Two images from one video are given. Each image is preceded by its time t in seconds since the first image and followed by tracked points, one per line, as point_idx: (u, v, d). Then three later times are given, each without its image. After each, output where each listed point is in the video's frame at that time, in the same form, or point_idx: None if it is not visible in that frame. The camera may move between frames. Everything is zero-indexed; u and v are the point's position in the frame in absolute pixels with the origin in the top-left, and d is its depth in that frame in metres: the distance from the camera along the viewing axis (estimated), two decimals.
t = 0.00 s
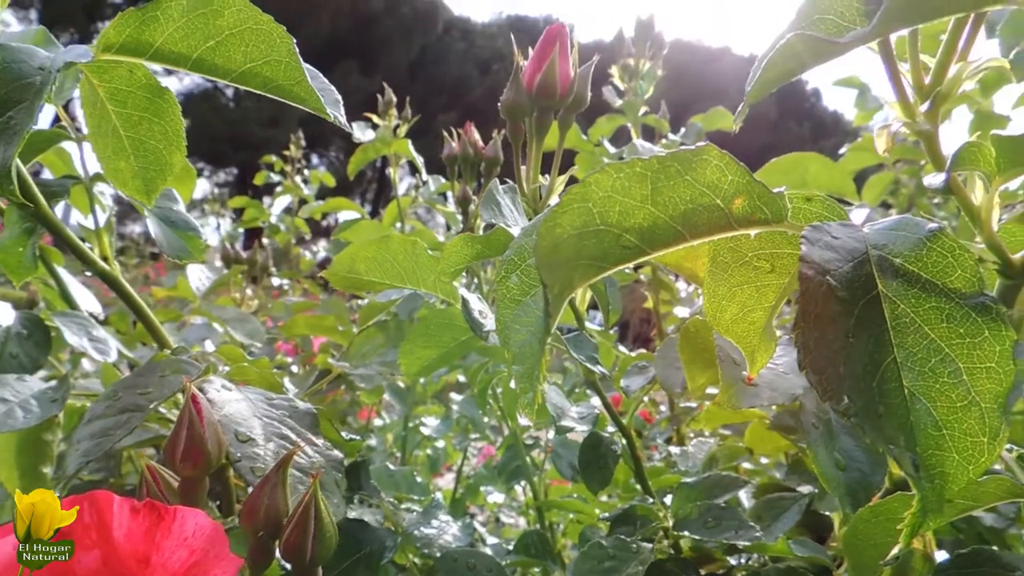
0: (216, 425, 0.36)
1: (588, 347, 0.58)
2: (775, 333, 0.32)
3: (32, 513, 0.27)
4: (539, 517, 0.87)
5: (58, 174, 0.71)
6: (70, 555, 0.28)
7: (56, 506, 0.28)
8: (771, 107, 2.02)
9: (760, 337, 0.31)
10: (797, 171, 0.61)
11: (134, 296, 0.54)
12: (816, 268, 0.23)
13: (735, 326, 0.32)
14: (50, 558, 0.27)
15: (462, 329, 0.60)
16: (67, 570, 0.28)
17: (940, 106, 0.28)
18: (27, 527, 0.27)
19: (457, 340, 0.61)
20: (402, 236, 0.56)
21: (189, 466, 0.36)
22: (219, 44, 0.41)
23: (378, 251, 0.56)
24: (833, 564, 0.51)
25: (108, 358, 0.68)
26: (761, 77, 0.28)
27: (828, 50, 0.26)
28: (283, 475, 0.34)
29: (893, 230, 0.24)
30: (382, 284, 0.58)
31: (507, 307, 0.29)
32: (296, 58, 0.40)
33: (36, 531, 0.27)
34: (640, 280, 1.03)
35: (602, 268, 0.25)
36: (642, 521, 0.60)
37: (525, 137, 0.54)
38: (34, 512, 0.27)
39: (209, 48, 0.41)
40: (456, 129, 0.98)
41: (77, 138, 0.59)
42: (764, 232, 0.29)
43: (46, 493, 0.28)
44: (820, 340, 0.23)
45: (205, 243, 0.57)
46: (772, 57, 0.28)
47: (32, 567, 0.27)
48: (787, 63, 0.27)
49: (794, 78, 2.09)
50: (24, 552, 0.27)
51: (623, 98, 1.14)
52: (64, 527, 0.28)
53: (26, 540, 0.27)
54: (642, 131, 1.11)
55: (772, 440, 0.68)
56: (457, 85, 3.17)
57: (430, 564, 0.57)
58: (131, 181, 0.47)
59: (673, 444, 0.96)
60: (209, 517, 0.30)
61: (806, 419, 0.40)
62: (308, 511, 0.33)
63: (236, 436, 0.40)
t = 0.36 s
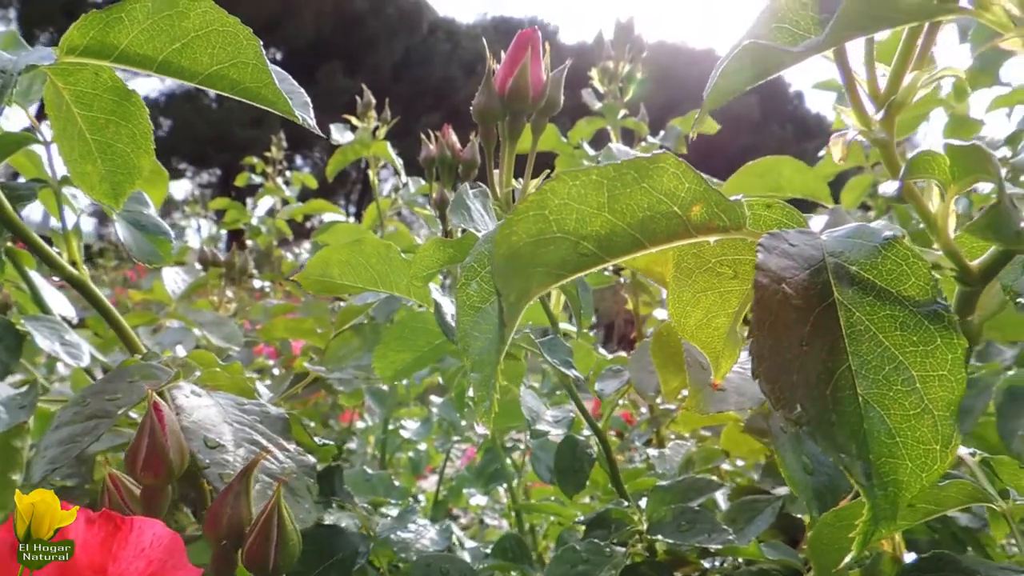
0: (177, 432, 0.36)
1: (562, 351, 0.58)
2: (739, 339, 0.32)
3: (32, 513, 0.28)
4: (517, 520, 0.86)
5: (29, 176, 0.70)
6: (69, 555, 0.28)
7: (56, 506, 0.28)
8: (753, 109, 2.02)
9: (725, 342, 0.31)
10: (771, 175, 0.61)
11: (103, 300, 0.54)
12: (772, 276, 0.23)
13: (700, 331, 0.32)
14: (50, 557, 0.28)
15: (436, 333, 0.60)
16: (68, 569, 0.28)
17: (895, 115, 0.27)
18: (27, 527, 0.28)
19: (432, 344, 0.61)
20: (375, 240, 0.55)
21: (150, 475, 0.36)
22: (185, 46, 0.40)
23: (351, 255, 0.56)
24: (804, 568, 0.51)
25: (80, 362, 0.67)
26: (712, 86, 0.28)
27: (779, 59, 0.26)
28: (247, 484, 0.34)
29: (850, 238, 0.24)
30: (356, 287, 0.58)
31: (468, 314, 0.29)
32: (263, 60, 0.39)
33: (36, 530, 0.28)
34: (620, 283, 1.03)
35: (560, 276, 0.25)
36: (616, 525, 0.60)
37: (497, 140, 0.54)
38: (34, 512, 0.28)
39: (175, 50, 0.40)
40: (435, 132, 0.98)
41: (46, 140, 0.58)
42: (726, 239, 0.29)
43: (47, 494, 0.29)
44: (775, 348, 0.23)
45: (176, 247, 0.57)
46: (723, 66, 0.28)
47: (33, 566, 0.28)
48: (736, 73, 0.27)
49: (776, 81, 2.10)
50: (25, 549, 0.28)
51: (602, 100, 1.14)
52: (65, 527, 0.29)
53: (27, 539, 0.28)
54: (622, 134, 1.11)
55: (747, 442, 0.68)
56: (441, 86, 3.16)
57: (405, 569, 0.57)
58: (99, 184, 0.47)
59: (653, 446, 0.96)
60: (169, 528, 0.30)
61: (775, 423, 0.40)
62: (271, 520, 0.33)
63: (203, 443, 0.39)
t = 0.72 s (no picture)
0: (142, 438, 0.36)
1: (537, 353, 0.59)
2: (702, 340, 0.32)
3: (32, 513, 0.28)
4: (497, 524, 0.86)
5: (0, 181, 0.69)
6: (69, 555, 0.28)
7: (56, 506, 0.29)
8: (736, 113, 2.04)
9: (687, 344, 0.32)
10: (744, 178, 0.62)
11: (73, 305, 0.54)
12: (723, 278, 0.23)
13: (663, 333, 0.32)
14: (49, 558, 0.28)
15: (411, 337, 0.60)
16: (67, 570, 0.28)
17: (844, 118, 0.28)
18: (27, 527, 0.28)
19: (407, 348, 0.61)
20: (348, 244, 0.55)
21: (114, 480, 0.36)
22: (150, 50, 0.40)
23: (324, 259, 0.56)
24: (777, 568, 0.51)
25: (52, 368, 0.66)
26: (662, 91, 0.28)
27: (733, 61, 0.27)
28: (211, 489, 0.34)
29: (802, 241, 0.25)
30: (328, 291, 0.58)
31: (426, 318, 0.28)
32: (228, 64, 0.39)
33: (36, 531, 0.28)
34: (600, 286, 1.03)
35: (515, 279, 0.25)
36: (591, 527, 0.60)
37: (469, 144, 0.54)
38: (34, 512, 0.28)
39: (141, 54, 0.40)
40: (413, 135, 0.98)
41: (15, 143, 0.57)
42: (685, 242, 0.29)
43: (46, 494, 0.29)
44: (725, 349, 0.23)
45: (146, 251, 0.56)
46: (673, 72, 0.28)
47: (33, 566, 0.28)
48: (686, 78, 0.27)
49: (758, 85, 2.11)
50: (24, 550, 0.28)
51: (581, 104, 1.14)
52: (64, 528, 0.29)
53: (26, 539, 0.28)
54: (602, 138, 1.11)
55: (722, 444, 0.68)
56: (427, 90, 3.16)
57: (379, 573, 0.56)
58: (65, 188, 0.47)
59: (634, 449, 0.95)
60: (129, 532, 0.29)
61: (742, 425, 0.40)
62: (234, 524, 0.33)
63: (171, 448, 0.39)
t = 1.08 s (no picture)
0: (117, 450, 0.36)
1: (519, 362, 0.59)
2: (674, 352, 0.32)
3: (33, 512, 0.29)
4: (483, 532, 0.86)
5: None
6: (68, 555, 0.29)
7: (55, 506, 0.30)
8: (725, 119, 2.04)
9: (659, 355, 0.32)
10: (726, 188, 0.62)
11: (54, 315, 0.54)
12: (686, 293, 0.24)
13: (634, 345, 0.32)
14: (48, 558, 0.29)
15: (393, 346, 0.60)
16: (60, 572, 0.30)
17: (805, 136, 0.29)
18: (28, 527, 0.30)
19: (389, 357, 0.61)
20: (330, 254, 0.55)
21: (88, 492, 0.36)
22: (129, 63, 0.40)
23: (306, 269, 0.56)
24: None
25: (35, 379, 0.66)
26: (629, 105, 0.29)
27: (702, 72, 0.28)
28: (187, 500, 0.34)
29: (765, 255, 0.25)
30: (311, 301, 0.58)
31: (396, 331, 0.29)
32: (207, 78, 0.40)
33: (36, 531, 0.30)
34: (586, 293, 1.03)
35: (482, 295, 0.26)
36: (573, 535, 0.60)
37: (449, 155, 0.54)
38: (34, 512, 0.30)
39: (120, 67, 0.40)
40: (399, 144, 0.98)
41: None
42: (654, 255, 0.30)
43: (45, 496, 0.30)
44: (688, 364, 0.23)
45: (128, 261, 0.56)
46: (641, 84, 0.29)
47: (32, 566, 0.29)
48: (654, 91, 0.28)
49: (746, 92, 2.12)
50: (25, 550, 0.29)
51: (568, 112, 1.15)
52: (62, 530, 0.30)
53: (27, 540, 0.30)
54: (589, 146, 1.12)
55: (705, 452, 0.69)
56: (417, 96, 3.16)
57: None
58: (44, 201, 0.45)
59: (621, 456, 0.96)
60: (102, 546, 0.30)
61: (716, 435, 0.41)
62: (210, 534, 0.33)
63: (151, 459, 0.39)
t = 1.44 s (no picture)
0: (89, 460, 0.36)
1: (499, 368, 0.59)
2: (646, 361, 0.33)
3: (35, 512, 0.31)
4: (464, 538, 0.86)
5: None
6: (68, 554, 0.30)
7: (55, 506, 0.31)
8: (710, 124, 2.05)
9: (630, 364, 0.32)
10: (704, 195, 0.63)
11: (29, 322, 0.53)
12: (651, 304, 0.24)
13: (606, 354, 0.32)
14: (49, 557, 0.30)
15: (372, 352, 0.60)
16: None
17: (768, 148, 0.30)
18: (28, 527, 0.31)
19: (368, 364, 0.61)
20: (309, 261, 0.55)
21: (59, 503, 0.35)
22: (102, 72, 0.40)
23: (285, 276, 0.55)
24: None
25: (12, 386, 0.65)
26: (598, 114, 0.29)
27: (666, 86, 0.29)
28: (159, 510, 0.34)
29: (729, 266, 0.25)
30: (289, 307, 0.58)
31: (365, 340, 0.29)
32: (179, 87, 0.40)
33: (36, 531, 0.31)
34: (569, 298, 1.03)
35: (449, 305, 0.26)
36: (552, 541, 0.60)
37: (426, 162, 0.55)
38: (35, 512, 0.31)
39: (92, 76, 0.40)
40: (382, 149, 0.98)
41: None
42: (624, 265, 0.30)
43: (45, 495, 0.32)
44: (653, 374, 0.23)
45: (105, 267, 0.56)
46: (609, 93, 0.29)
47: (33, 565, 0.30)
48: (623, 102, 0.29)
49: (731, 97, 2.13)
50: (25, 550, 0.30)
51: (551, 118, 1.15)
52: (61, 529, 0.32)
53: (27, 539, 0.31)
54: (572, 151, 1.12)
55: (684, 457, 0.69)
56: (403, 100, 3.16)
57: None
58: (17, 208, 0.46)
59: (603, 461, 0.96)
60: (69, 559, 0.31)
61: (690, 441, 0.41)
62: (181, 544, 0.33)
63: (125, 467, 0.39)
